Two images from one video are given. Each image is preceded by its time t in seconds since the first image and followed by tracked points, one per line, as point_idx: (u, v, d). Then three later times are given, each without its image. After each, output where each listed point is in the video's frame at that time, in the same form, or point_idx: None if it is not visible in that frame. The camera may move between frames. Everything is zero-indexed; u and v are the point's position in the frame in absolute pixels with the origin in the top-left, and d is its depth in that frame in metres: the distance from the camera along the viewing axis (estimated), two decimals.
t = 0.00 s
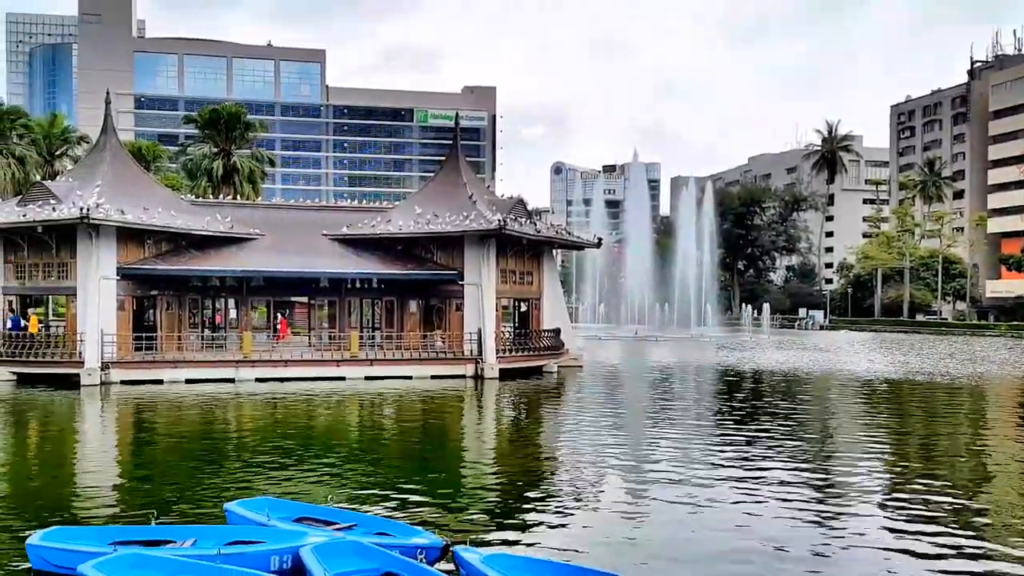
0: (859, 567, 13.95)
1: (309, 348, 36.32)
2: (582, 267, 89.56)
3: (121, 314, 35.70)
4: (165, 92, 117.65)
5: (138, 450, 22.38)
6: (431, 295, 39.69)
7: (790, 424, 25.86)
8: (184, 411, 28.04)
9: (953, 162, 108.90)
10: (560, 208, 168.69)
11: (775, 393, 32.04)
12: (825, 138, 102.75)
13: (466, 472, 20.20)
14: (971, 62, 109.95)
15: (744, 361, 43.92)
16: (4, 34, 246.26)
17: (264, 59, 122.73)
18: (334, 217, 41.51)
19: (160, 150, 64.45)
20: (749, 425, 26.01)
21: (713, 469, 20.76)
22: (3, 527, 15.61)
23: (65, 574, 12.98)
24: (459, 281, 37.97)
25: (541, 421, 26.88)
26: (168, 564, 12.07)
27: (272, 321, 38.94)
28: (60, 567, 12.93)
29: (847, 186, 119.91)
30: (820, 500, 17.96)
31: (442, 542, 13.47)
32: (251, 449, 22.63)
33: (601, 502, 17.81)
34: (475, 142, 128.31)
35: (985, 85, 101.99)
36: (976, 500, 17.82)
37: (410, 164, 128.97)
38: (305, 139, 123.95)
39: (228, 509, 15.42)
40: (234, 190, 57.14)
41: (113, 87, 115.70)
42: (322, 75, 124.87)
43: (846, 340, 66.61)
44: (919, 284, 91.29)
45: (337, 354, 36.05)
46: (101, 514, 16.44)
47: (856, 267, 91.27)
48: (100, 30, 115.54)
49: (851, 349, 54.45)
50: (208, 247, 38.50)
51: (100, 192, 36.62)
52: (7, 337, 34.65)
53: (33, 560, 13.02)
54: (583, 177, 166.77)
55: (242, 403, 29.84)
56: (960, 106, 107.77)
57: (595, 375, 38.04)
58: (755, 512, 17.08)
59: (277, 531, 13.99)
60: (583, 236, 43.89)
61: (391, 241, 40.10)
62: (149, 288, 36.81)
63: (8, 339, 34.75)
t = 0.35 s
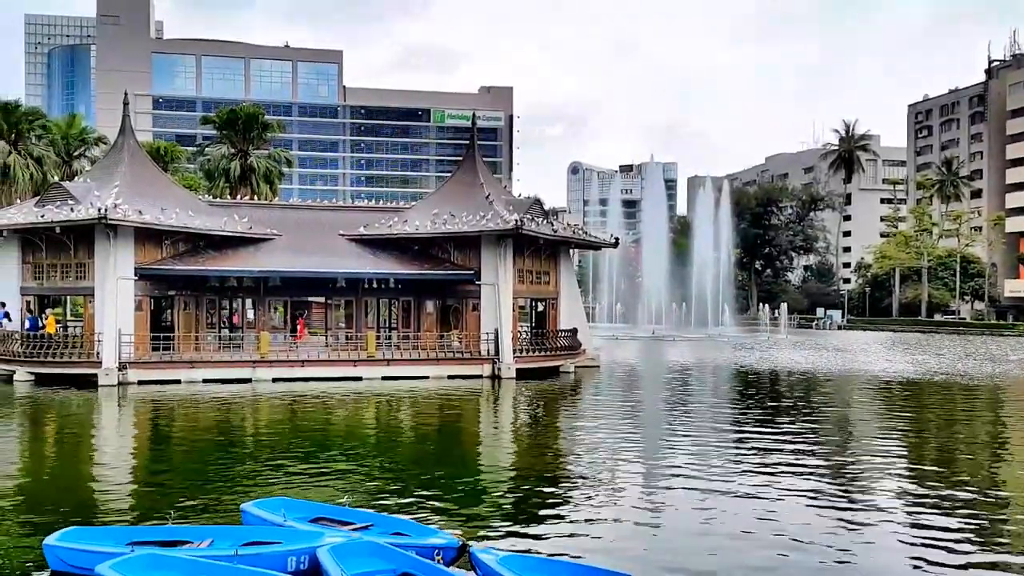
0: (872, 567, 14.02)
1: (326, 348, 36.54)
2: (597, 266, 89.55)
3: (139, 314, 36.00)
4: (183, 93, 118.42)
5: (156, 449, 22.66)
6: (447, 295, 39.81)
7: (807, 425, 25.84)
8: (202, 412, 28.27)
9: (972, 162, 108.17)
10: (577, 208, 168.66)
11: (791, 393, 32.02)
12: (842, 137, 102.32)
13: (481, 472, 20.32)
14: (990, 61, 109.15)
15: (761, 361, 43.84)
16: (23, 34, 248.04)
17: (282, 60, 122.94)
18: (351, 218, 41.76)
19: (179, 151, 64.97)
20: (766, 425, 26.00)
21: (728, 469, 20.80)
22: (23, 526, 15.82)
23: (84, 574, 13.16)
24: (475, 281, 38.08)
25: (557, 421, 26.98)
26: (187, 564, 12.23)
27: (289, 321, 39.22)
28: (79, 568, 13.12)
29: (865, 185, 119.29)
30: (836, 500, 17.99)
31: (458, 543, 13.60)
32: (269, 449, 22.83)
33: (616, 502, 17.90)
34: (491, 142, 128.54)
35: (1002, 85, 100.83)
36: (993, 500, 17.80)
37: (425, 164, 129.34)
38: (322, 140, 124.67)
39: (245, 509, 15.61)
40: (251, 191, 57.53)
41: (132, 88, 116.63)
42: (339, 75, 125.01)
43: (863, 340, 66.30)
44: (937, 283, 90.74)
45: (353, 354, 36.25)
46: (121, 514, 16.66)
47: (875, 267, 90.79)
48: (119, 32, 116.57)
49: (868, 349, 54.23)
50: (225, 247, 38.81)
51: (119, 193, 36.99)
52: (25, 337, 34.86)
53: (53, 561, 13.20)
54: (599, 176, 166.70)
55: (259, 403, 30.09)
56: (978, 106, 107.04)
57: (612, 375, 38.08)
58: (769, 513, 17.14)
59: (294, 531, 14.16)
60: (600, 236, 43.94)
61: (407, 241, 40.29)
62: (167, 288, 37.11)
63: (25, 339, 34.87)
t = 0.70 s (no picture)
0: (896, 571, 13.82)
1: (344, 348, 36.55)
2: (616, 267, 89.27)
3: (160, 314, 36.09)
4: (203, 94, 118.94)
5: (176, 448, 22.68)
6: (465, 295, 39.66)
7: (826, 428, 25.56)
8: (221, 411, 28.27)
9: (996, 162, 106.83)
10: (596, 208, 168.34)
11: (813, 394, 31.70)
12: (864, 137, 101.69)
13: (501, 473, 20.20)
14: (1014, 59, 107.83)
15: (782, 362, 43.53)
16: (46, 35, 249.88)
17: (302, 61, 122.64)
18: (369, 218, 41.76)
19: (199, 152, 65.19)
20: (788, 427, 25.74)
21: (748, 472, 20.60)
22: (46, 524, 15.86)
23: (108, 572, 13.13)
24: (493, 281, 38.00)
25: (576, 421, 26.84)
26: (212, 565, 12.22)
27: (310, 320, 39.44)
28: (103, 565, 13.08)
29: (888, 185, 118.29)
30: (860, 504, 17.77)
31: (477, 544, 13.48)
32: (288, 449, 22.80)
33: (635, 505, 17.72)
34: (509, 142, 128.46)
35: None
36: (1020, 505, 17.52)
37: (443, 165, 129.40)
38: (341, 140, 125.13)
39: (264, 508, 15.57)
40: (270, 191, 57.68)
41: (153, 90, 117.40)
42: (359, 76, 124.63)
43: (887, 341, 65.69)
44: (962, 284, 89.74)
45: (371, 354, 36.21)
46: (141, 513, 16.66)
47: (898, 268, 89.86)
48: (140, 33, 117.40)
49: (892, 350, 53.62)
50: (245, 248, 38.90)
51: (140, 193, 37.14)
52: (47, 336, 34.89)
53: (76, 558, 13.19)
54: (617, 176, 166.30)
55: (278, 403, 30.12)
56: (1003, 105, 105.69)
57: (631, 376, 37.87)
58: (791, 516, 16.94)
59: (313, 530, 14.12)
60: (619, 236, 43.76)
61: (426, 241, 40.25)
62: (187, 288, 37.21)
63: (46, 337, 34.90)
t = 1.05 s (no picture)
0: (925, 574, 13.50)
1: (362, 347, 36.42)
2: (634, 265, 88.84)
3: (180, 314, 36.14)
4: (221, 97, 119.30)
5: (197, 447, 22.55)
6: (482, 295, 39.44)
7: (848, 428, 25.16)
8: (240, 411, 28.12)
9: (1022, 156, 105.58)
10: (613, 207, 167.73)
11: (835, 393, 31.26)
12: (886, 132, 100.70)
13: (520, 472, 20.00)
14: None
15: (804, 361, 43.02)
16: (65, 39, 251.60)
17: (318, 63, 123.33)
18: (385, 218, 41.62)
19: (218, 154, 65.28)
20: (811, 427, 25.36)
21: (769, 472, 20.29)
22: (66, 522, 15.77)
23: (130, 571, 12.98)
24: (510, 280, 37.77)
25: (595, 421, 26.57)
26: (232, 564, 12.04)
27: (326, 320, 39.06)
28: (125, 564, 12.93)
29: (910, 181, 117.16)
30: (885, 505, 17.42)
31: (497, 543, 13.25)
32: (307, 448, 22.68)
33: (656, 505, 17.48)
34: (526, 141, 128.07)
35: None
36: None
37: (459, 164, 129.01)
38: (358, 141, 125.23)
39: (283, 507, 15.40)
40: (287, 193, 57.66)
41: (171, 93, 117.90)
42: (374, 77, 125.46)
43: (909, 339, 64.97)
44: (987, 281, 88.54)
45: (388, 353, 36.06)
46: (158, 511, 16.53)
47: (921, 265, 88.80)
48: (158, 37, 118.01)
49: (916, 349, 52.93)
50: (261, 249, 38.85)
51: (160, 196, 37.15)
52: (69, 336, 34.93)
53: (99, 557, 13.05)
54: (634, 176, 165.68)
55: (296, 402, 29.98)
56: None
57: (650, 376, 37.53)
58: (815, 517, 16.63)
59: (333, 528, 13.95)
60: (637, 234, 43.36)
61: (442, 241, 40.07)
62: (206, 289, 37.26)
63: (69, 337, 34.97)
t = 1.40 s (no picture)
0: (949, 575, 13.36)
1: (381, 348, 36.49)
2: (653, 265, 88.48)
3: (200, 315, 36.33)
4: (240, 98, 119.90)
5: (219, 447, 22.59)
6: (500, 295, 39.42)
7: (870, 428, 24.94)
8: (260, 411, 28.15)
9: None
10: (632, 206, 167.28)
11: (858, 394, 31.00)
12: (908, 131, 99.91)
13: (539, 472, 19.97)
14: None
15: (827, 361, 42.69)
16: (86, 41, 253.75)
17: (336, 63, 123.99)
18: (404, 218, 41.65)
19: (237, 155, 65.52)
20: (834, 427, 25.15)
21: (791, 472, 20.15)
22: (89, 520, 15.88)
23: (153, 569, 13.04)
24: (529, 280, 37.73)
25: (614, 421, 26.48)
26: (254, 563, 12.06)
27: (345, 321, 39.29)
28: (148, 561, 13.00)
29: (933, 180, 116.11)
30: (909, 506, 17.26)
31: (518, 543, 13.23)
32: (327, 448, 22.69)
33: (676, 505, 17.39)
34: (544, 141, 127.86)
35: None
36: None
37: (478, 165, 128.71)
38: (376, 142, 125.43)
39: (303, 506, 15.43)
40: (306, 193, 57.82)
41: (192, 94, 118.57)
42: (392, 78, 126.08)
43: (932, 339, 64.42)
44: (1011, 281, 87.53)
45: (407, 353, 36.10)
46: (180, 509, 16.61)
47: (944, 264, 87.92)
48: (179, 39, 118.77)
49: (940, 349, 52.37)
50: (281, 249, 38.99)
51: (180, 197, 37.37)
52: (91, 336, 35.22)
53: (123, 555, 13.14)
54: (653, 175, 165.17)
55: (316, 402, 30.03)
56: None
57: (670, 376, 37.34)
58: (838, 518, 16.48)
59: (353, 528, 13.97)
60: (657, 234, 43.15)
61: (461, 241, 40.07)
62: (226, 289, 37.44)
63: (91, 338, 35.26)
